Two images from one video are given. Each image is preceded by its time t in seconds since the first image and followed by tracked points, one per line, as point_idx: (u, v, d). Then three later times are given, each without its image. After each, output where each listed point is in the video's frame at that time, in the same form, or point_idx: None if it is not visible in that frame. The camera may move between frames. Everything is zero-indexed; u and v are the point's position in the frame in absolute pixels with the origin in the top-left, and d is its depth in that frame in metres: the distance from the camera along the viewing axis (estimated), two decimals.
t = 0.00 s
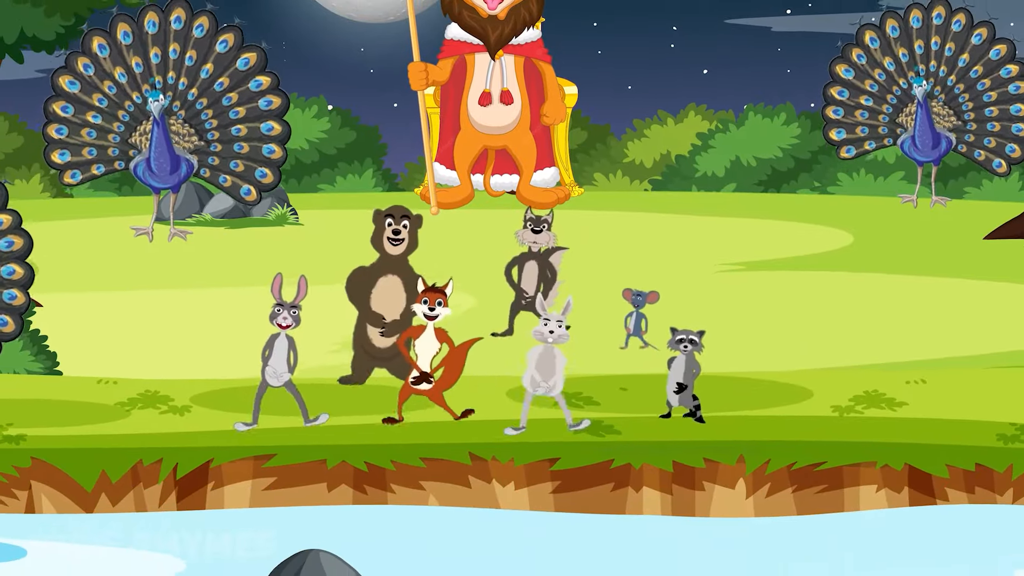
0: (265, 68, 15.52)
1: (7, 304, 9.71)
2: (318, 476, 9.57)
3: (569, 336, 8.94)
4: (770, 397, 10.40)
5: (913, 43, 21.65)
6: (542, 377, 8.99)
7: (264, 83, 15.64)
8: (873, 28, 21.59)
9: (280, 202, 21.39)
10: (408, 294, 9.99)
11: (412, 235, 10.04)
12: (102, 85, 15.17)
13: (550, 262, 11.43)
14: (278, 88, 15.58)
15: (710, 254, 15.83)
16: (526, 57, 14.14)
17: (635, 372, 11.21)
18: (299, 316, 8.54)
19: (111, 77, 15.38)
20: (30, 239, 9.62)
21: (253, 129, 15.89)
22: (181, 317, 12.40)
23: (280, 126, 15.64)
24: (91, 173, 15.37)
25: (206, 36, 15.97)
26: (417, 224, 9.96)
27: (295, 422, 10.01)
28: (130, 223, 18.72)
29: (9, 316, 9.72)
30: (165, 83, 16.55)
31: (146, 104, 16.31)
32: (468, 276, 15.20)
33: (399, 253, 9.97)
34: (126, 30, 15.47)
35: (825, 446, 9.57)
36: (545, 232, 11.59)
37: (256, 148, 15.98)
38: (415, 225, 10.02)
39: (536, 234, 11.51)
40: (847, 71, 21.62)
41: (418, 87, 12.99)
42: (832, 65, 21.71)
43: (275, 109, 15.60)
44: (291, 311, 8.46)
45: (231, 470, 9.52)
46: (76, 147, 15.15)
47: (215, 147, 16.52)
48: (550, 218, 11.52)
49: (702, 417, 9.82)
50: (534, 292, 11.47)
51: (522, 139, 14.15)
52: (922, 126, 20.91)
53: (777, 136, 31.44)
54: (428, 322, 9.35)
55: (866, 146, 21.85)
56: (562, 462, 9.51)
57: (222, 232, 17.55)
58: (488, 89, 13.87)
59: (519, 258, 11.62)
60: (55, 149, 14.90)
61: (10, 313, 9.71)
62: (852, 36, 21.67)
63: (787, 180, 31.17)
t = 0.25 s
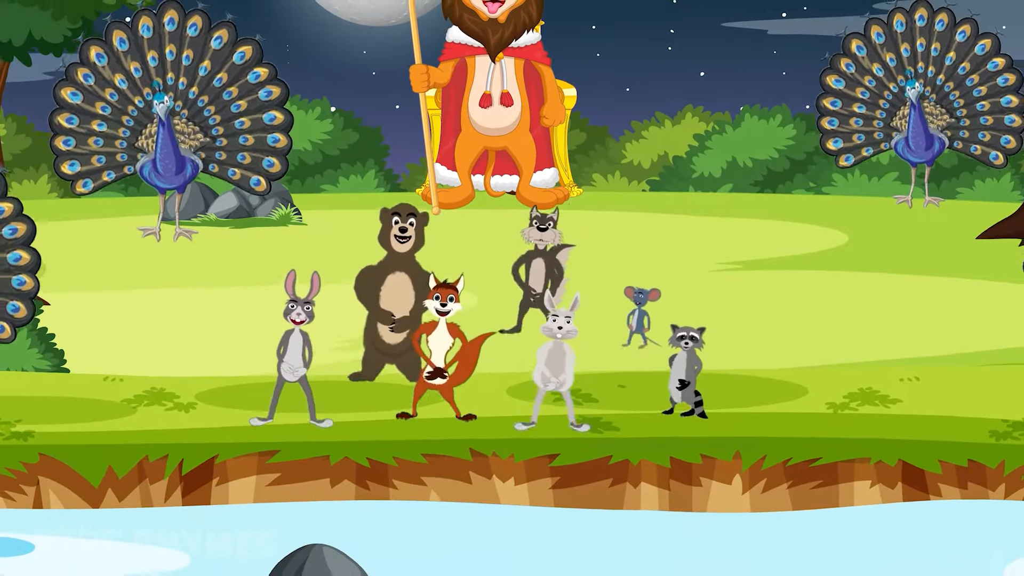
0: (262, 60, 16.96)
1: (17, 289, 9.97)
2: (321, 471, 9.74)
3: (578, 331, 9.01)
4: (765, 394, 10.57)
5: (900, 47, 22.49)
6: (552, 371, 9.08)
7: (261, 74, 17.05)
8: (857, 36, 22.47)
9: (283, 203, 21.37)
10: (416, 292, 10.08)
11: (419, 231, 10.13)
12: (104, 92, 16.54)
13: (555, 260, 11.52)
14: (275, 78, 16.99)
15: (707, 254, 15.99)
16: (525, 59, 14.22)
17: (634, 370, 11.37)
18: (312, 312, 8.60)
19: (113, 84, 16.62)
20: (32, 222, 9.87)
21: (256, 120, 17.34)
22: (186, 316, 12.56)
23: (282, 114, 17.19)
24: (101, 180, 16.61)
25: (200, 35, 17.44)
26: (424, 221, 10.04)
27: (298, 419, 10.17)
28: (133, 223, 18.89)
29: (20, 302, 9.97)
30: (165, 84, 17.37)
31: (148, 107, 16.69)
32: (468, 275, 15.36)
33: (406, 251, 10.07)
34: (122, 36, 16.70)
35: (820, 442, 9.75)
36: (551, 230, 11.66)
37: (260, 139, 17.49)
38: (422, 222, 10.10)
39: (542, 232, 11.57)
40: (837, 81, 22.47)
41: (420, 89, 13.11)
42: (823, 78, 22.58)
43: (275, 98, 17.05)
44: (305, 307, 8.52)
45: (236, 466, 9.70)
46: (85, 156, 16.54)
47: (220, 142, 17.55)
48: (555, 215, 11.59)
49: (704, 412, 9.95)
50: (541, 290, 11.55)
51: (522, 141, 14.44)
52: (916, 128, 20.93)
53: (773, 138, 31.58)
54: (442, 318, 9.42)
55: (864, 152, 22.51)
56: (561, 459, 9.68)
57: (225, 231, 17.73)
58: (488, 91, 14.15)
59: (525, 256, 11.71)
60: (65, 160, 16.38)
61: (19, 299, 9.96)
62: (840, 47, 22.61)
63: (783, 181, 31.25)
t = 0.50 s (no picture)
0: (260, 52, 17.17)
1: (28, 276, 10.19)
2: (326, 467, 9.92)
3: (589, 335, 9.15)
4: (763, 391, 10.73)
5: (888, 52, 22.54)
6: (564, 374, 9.24)
7: (262, 66, 17.24)
8: (848, 44, 22.35)
9: (289, 203, 21.71)
10: (428, 295, 10.23)
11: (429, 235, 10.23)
12: (108, 101, 16.64)
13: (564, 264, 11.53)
14: (276, 69, 17.22)
15: (706, 253, 16.14)
16: (527, 61, 14.39)
17: (634, 367, 11.52)
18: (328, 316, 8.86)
19: (117, 91, 16.74)
20: (34, 209, 10.05)
21: (260, 112, 17.43)
22: (192, 314, 12.72)
23: (285, 104, 17.35)
24: (114, 186, 16.86)
25: (196, 35, 17.31)
26: (434, 226, 10.16)
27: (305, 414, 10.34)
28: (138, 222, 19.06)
29: (32, 287, 10.20)
30: (166, 86, 17.20)
31: (157, 107, 17.08)
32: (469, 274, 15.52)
33: (416, 254, 10.20)
34: (121, 44, 16.69)
35: (818, 438, 9.91)
36: (561, 233, 11.48)
37: (266, 130, 17.59)
38: (432, 226, 10.20)
39: (551, 236, 11.43)
40: (831, 91, 22.21)
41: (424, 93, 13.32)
42: (815, 88, 22.25)
43: (277, 88, 17.29)
44: (321, 311, 8.77)
45: (242, 462, 9.87)
46: (96, 165, 16.82)
47: (226, 137, 17.75)
48: (564, 220, 11.35)
49: (709, 410, 10.13)
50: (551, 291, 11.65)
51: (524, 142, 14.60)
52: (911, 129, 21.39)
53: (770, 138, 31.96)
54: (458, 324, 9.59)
55: (864, 158, 22.75)
56: (562, 455, 9.85)
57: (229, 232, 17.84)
58: (490, 93, 14.29)
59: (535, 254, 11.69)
60: (77, 171, 16.66)
61: (31, 284, 10.19)
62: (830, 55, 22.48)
63: (779, 182, 31.75)
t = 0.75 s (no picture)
0: (272, 51, 17.51)
1: (48, 269, 10.37)
2: (341, 462, 10.09)
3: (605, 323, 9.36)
4: (771, 387, 10.89)
5: (890, 55, 22.65)
6: (587, 360, 9.47)
7: (274, 65, 17.59)
8: (851, 49, 22.36)
9: (304, 202, 21.59)
10: (446, 285, 10.40)
11: (442, 227, 10.52)
12: (124, 105, 17.04)
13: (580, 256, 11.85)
14: (289, 67, 17.55)
15: (714, 252, 16.31)
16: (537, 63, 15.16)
17: (644, 364, 11.69)
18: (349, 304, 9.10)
19: (133, 95, 17.09)
20: (52, 204, 10.23)
21: (275, 109, 17.73)
22: (209, 311, 12.90)
23: (300, 100, 17.77)
24: (135, 189, 17.28)
25: (209, 35, 17.53)
26: (447, 215, 10.46)
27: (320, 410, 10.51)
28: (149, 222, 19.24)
29: (52, 279, 10.39)
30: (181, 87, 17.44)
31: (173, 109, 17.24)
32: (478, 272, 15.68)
33: (431, 245, 10.43)
34: (134, 48, 17.09)
35: (824, 434, 10.07)
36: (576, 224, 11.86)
37: (281, 126, 17.88)
38: (445, 217, 10.51)
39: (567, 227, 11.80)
40: (836, 96, 22.56)
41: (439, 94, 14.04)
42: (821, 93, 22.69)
43: (291, 86, 17.65)
44: (344, 298, 9.03)
45: (259, 457, 10.04)
46: (116, 168, 17.28)
47: (243, 135, 17.93)
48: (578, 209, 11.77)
49: (722, 402, 10.37)
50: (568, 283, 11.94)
51: (535, 142, 15.40)
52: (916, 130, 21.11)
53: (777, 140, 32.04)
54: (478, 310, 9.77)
55: (871, 160, 22.78)
56: (574, 450, 10.01)
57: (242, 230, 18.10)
58: (503, 95, 15.07)
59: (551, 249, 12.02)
60: (99, 175, 17.23)
61: (51, 276, 10.37)
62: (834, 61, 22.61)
63: (787, 182, 31.87)
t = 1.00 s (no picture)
0: (299, 66, 17.96)
1: (67, 285, 10.58)
2: (355, 457, 10.27)
3: (626, 315, 9.77)
4: (779, 383, 11.07)
5: (905, 54, 24.15)
6: (607, 354, 9.85)
7: (300, 79, 18.05)
8: (867, 43, 23.94)
9: (320, 201, 21.90)
10: (466, 280, 10.47)
11: (465, 220, 10.61)
12: (149, 97, 18.27)
13: (599, 249, 12.14)
14: (312, 83, 17.99)
15: (721, 250, 16.50)
16: (550, 66, 15.59)
17: (656, 360, 11.89)
18: (375, 295, 9.87)
19: (158, 89, 18.28)
20: (80, 221, 10.46)
21: (294, 123, 18.18)
22: (227, 308, 13.12)
23: (319, 117, 18.12)
24: (147, 180, 18.32)
25: (240, 42, 18.17)
26: (468, 210, 10.55)
27: (334, 405, 10.69)
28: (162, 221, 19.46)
29: (71, 296, 10.59)
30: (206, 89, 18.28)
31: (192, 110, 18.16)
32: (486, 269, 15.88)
33: (454, 240, 10.53)
34: (166, 44, 18.29)
35: (830, 430, 10.23)
36: (592, 221, 12.44)
37: (298, 141, 18.26)
38: (466, 211, 10.59)
39: (584, 222, 12.36)
40: (847, 86, 24.12)
41: (451, 96, 13.79)
42: (833, 82, 24.22)
43: (313, 102, 18.05)
44: (369, 290, 9.80)
45: (274, 452, 10.21)
46: (131, 158, 18.38)
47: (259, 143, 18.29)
48: (596, 206, 12.39)
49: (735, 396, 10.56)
50: (587, 280, 12.23)
51: (545, 142, 15.40)
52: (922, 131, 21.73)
53: (785, 140, 32.28)
54: (502, 302, 10.08)
55: (872, 154, 24.19)
56: (584, 445, 10.19)
57: (253, 229, 18.29)
58: (516, 96, 15.32)
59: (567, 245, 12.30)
60: (113, 161, 18.36)
61: (69, 292, 10.57)
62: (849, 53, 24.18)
63: (794, 182, 32.02)
